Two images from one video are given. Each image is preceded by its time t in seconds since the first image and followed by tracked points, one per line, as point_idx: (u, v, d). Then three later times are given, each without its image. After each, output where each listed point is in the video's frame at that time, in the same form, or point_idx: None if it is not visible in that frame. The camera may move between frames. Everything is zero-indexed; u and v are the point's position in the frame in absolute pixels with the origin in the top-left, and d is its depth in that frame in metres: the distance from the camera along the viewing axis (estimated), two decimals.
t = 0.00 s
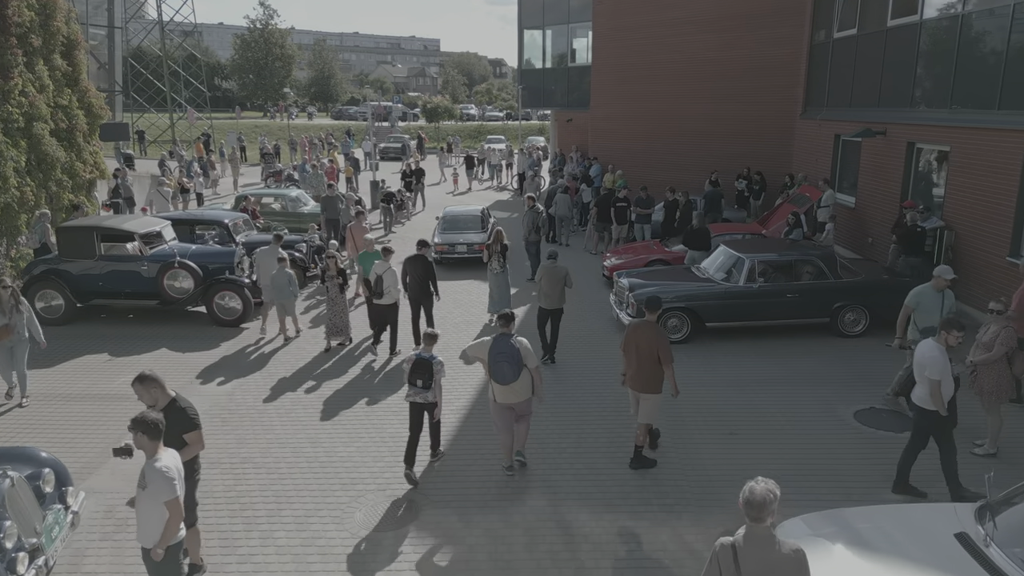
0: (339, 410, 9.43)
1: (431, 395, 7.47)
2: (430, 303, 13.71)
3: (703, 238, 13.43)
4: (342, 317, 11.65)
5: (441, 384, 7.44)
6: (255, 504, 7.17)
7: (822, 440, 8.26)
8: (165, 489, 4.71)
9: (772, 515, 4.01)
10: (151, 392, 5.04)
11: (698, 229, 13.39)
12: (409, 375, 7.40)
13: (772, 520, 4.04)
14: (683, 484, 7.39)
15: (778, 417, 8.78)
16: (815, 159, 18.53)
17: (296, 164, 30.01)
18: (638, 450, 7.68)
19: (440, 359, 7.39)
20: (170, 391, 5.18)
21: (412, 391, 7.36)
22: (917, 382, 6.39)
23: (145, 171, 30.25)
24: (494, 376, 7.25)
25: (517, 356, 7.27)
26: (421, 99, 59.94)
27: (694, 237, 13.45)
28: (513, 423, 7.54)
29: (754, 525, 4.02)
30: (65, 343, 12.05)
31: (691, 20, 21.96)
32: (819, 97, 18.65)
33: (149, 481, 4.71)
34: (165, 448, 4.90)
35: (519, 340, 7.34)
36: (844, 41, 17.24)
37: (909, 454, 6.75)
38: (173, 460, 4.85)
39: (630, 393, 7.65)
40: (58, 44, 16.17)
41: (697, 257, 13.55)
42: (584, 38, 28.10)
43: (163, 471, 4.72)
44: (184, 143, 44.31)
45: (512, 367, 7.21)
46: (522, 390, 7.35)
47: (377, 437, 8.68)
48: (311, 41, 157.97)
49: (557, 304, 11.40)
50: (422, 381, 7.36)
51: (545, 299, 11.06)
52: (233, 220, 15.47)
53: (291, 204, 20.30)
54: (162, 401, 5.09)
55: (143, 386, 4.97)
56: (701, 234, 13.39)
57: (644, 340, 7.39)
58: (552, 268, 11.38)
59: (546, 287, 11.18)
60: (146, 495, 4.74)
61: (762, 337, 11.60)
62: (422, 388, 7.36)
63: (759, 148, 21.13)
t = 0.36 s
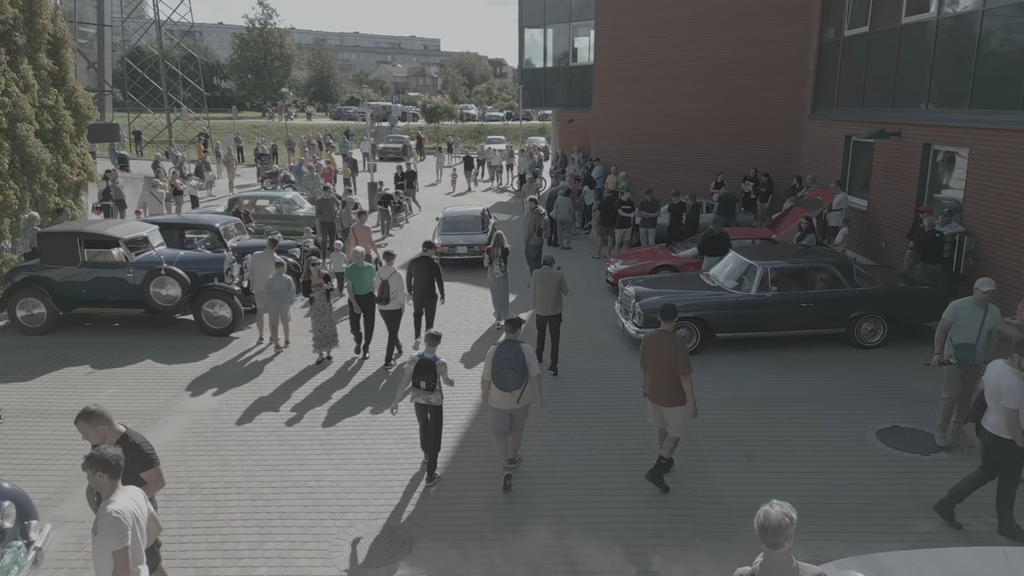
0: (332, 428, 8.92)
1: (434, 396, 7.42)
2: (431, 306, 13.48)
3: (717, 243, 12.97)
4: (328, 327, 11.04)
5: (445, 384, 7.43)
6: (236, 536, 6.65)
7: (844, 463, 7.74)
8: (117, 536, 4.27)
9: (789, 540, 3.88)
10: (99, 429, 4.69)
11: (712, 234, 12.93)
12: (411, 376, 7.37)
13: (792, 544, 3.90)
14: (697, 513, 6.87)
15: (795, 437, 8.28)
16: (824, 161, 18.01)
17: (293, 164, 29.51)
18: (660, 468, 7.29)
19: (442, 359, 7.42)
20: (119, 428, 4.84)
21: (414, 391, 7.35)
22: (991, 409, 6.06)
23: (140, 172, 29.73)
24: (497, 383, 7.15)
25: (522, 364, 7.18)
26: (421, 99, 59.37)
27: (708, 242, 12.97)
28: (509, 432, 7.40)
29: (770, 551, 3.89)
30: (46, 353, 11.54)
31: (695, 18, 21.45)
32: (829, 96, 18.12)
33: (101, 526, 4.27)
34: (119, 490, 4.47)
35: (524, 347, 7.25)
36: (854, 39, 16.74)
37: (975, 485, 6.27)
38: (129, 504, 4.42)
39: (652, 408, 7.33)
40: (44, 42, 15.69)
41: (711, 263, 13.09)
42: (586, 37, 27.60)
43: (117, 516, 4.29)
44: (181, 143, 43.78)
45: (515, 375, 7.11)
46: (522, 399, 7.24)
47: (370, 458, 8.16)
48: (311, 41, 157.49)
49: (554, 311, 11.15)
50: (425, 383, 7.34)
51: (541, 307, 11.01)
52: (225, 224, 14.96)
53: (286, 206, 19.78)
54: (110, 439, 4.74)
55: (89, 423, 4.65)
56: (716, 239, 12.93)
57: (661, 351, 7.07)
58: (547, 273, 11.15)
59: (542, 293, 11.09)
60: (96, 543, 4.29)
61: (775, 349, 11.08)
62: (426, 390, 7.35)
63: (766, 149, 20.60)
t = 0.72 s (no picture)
0: (321, 447, 8.39)
1: (434, 398, 7.45)
2: (433, 310, 13.21)
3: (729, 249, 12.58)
4: (311, 337, 10.43)
5: (445, 386, 7.42)
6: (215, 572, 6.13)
7: (870, 488, 7.21)
8: None
9: (795, 552, 4.20)
10: (25, 469, 4.32)
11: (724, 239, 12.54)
12: (411, 379, 7.35)
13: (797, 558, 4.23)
14: (715, 547, 6.34)
15: (816, 458, 7.76)
16: (834, 162, 17.49)
17: (290, 165, 28.99)
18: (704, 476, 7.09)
19: (441, 360, 7.38)
20: (51, 464, 4.43)
21: (414, 394, 7.37)
22: None
23: (134, 173, 29.20)
24: (504, 386, 7.15)
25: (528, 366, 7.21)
26: (420, 99, 58.80)
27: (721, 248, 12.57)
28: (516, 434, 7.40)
29: (777, 563, 4.23)
30: (25, 364, 11.00)
31: (701, 15, 20.93)
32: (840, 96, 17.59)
33: None
34: (71, 539, 3.97)
35: (527, 349, 7.26)
36: (866, 37, 16.24)
37: None
38: (82, 555, 3.91)
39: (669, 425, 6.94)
40: (29, 40, 15.21)
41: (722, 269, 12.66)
42: (588, 36, 27.13)
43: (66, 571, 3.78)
44: (177, 144, 43.24)
45: (523, 377, 7.14)
46: (529, 400, 7.27)
47: (362, 481, 7.63)
48: (311, 41, 156.98)
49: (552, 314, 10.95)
50: (425, 386, 7.35)
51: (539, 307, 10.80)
52: (216, 228, 14.47)
53: (281, 208, 19.26)
54: (40, 480, 4.36)
55: (16, 460, 4.31)
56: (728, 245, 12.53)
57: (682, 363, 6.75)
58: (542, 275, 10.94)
59: (540, 294, 10.85)
60: None
61: (789, 361, 10.56)
62: (427, 392, 7.37)
63: (774, 149, 20.09)
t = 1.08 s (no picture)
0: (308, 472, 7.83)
1: (434, 405, 7.31)
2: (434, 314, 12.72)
3: (741, 255, 12.13)
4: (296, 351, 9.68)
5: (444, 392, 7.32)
6: None
7: (898, 518, 6.68)
8: None
9: None
10: None
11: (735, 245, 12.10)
12: (411, 385, 7.25)
13: None
14: None
15: (838, 484, 7.24)
16: (845, 164, 16.97)
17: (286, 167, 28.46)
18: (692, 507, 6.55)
19: (441, 365, 7.32)
20: None
21: (413, 400, 7.22)
22: None
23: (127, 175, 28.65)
24: (493, 389, 7.15)
25: (518, 367, 7.19)
26: (420, 99, 58.24)
27: (733, 255, 12.12)
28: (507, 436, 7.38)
29: None
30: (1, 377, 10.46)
31: (707, 13, 20.41)
32: (850, 96, 17.05)
33: None
34: None
35: (518, 351, 7.25)
36: (878, 35, 15.74)
37: None
38: None
39: (693, 443, 6.46)
40: (13, 38, 14.69)
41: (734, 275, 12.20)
42: (590, 35, 26.65)
43: None
44: (173, 144, 42.70)
45: (512, 380, 7.13)
46: (520, 403, 7.24)
47: (351, 510, 7.10)
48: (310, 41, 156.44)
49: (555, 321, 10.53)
50: (425, 392, 7.23)
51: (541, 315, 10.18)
52: (206, 232, 13.97)
53: (274, 211, 18.75)
54: None
55: None
56: (740, 251, 12.08)
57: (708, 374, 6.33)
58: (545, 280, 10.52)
59: (543, 302, 10.25)
60: None
61: (804, 374, 10.04)
62: (426, 398, 7.24)
63: (781, 151, 19.55)
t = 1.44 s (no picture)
0: (292, 499, 7.30)
1: (433, 406, 7.27)
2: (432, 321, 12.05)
3: (752, 262, 11.63)
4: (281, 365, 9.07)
5: (444, 393, 7.24)
6: None
7: (932, 553, 6.14)
8: None
9: None
10: None
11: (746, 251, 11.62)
12: (409, 386, 7.19)
13: None
14: None
15: (863, 512, 6.73)
16: (856, 165, 16.46)
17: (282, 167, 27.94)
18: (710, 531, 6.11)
19: (440, 367, 7.16)
20: None
21: (413, 401, 7.19)
22: None
23: (121, 176, 28.15)
24: (492, 394, 6.97)
25: (519, 372, 7.01)
26: (420, 99, 57.63)
27: (744, 262, 11.63)
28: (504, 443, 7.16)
29: None
30: None
31: (712, 10, 19.91)
32: (862, 96, 16.50)
33: None
34: None
35: (519, 354, 7.06)
36: (891, 32, 15.21)
37: None
38: None
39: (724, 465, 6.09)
40: None
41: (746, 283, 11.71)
42: (593, 33, 26.14)
43: None
44: (170, 145, 42.20)
45: (512, 385, 6.95)
46: (519, 409, 7.06)
47: (339, 542, 6.57)
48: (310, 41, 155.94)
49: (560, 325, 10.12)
50: (424, 393, 7.18)
51: (545, 317, 10.05)
52: (194, 237, 13.47)
53: (268, 214, 18.24)
54: None
55: None
56: (752, 258, 11.59)
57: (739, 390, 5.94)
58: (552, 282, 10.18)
59: (547, 304, 10.08)
60: None
61: (820, 389, 9.53)
62: (425, 399, 7.20)
63: (789, 152, 19.01)
